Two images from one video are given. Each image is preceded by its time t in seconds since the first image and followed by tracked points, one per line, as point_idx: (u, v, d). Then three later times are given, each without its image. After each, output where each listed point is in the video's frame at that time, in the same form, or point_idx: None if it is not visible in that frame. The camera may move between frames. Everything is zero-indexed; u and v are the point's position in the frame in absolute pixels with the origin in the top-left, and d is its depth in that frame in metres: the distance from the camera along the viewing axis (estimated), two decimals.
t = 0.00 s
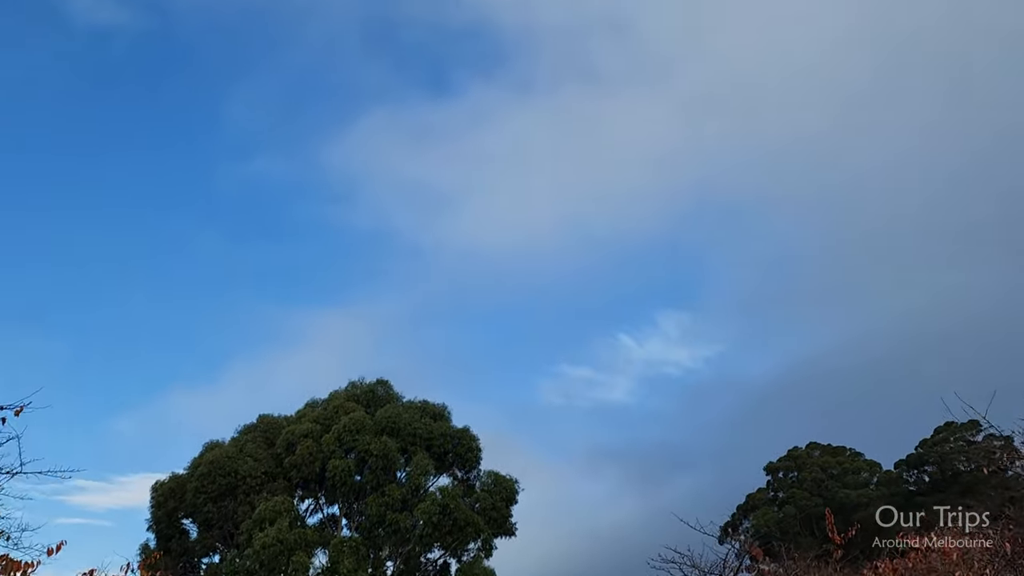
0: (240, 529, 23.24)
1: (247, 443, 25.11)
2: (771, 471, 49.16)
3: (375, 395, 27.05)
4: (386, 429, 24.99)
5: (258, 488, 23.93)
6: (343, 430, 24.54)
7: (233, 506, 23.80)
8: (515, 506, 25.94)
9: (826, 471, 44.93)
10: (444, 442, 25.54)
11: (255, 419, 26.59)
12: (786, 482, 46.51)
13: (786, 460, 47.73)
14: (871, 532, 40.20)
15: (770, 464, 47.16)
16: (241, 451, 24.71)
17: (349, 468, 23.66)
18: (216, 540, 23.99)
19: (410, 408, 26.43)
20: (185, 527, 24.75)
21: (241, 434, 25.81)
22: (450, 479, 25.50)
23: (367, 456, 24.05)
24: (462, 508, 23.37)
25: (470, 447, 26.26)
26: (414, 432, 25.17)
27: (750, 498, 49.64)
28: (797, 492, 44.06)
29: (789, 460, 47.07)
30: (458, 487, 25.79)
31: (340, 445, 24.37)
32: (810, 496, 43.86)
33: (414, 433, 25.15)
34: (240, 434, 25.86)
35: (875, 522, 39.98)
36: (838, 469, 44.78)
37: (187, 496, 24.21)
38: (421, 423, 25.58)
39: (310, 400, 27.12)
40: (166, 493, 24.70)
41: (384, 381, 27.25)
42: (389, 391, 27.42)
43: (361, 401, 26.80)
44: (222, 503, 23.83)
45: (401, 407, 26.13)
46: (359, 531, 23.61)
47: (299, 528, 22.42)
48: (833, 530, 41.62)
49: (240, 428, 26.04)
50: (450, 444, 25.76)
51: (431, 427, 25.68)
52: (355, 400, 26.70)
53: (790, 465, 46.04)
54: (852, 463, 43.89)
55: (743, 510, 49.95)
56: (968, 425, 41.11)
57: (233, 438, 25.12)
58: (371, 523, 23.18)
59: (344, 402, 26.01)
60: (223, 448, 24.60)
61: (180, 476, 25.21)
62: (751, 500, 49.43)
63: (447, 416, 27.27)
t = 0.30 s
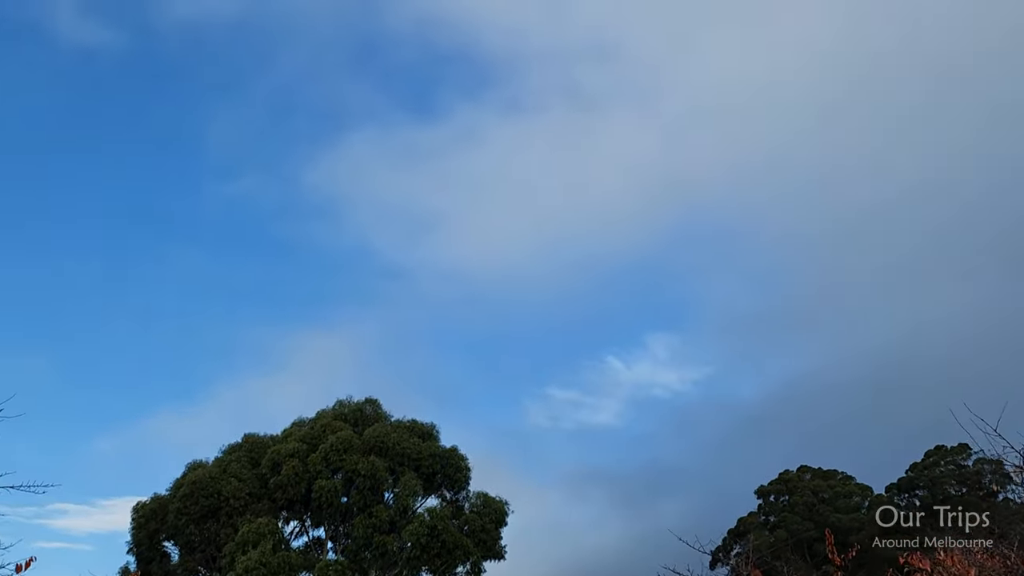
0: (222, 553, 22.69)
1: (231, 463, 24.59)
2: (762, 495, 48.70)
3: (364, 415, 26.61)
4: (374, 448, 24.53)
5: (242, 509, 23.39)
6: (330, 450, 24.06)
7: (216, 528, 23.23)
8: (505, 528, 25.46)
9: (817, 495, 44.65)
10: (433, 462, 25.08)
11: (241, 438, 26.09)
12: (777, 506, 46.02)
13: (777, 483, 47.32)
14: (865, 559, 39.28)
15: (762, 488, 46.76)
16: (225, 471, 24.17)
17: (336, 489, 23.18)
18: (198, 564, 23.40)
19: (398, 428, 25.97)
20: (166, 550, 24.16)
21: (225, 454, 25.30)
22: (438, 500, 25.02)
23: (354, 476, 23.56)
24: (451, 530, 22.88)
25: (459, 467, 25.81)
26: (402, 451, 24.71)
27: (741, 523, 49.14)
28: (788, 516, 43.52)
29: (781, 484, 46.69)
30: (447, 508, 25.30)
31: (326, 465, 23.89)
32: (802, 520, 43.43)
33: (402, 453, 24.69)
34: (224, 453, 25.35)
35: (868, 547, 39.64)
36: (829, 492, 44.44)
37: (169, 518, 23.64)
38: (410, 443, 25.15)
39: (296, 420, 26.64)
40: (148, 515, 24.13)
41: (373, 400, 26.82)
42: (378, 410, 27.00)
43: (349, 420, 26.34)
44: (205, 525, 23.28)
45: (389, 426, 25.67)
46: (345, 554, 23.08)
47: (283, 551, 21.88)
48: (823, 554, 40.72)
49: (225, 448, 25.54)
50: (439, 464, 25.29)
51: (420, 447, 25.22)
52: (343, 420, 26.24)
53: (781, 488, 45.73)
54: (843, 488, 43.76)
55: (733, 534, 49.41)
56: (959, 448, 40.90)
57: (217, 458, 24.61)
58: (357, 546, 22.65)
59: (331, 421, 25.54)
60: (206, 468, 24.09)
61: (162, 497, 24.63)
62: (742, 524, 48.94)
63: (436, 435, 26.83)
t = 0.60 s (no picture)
0: (208, 560, 22.40)
1: (219, 469, 24.34)
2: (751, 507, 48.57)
3: (353, 421, 26.41)
4: (363, 454, 24.30)
5: (229, 515, 23.12)
6: (319, 455, 23.84)
7: (203, 534, 22.94)
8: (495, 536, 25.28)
9: (806, 508, 44.55)
10: (423, 469, 24.88)
11: (228, 444, 25.84)
12: (767, 518, 45.85)
13: (766, 496, 47.24)
14: (856, 571, 38.69)
15: (751, 500, 46.66)
16: (212, 476, 23.91)
17: (324, 495, 22.96)
18: (183, 571, 23.09)
19: (387, 434, 25.76)
20: (151, 556, 23.86)
21: (213, 459, 25.05)
22: (428, 507, 24.81)
23: (343, 482, 23.32)
24: (440, 538, 22.67)
25: (449, 474, 25.63)
26: (392, 458, 24.50)
27: (729, 535, 48.99)
28: (777, 528, 43.39)
29: (770, 496, 46.59)
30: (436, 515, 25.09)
31: (315, 471, 23.66)
32: (791, 532, 43.32)
33: (392, 460, 24.49)
34: (212, 459, 25.09)
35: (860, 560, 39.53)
36: (818, 505, 44.38)
37: (155, 524, 23.33)
38: (400, 449, 24.97)
39: (285, 425, 26.40)
40: (133, 520, 23.81)
41: (362, 406, 26.62)
42: (367, 417, 26.82)
43: (338, 426, 26.12)
44: (191, 530, 23.00)
45: (378, 432, 25.45)
46: (333, 562, 22.84)
47: (270, 558, 21.62)
48: (813, 570, 40.99)
49: (212, 453, 25.28)
50: (429, 470, 25.09)
51: (410, 454, 25.02)
52: (332, 426, 26.02)
53: (771, 501, 45.65)
54: (833, 500, 43.78)
55: (722, 546, 49.24)
56: (947, 462, 41.00)
57: (205, 463, 24.35)
58: (345, 553, 22.41)
59: (320, 427, 25.31)
60: (193, 473, 23.82)
61: (147, 502, 24.32)
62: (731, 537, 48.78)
63: (425, 442, 26.64)
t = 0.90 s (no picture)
0: (194, 556, 22.12)
1: (205, 464, 24.04)
2: (739, 504, 48.57)
3: (342, 416, 26.14)
4: (352, 450, 24.04)
5: (216, 511, 22.85)
6: (307, 450, 23.57)
7: (189, 529, 22.65)
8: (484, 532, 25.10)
9: (794, 505, 44.53)
10: (413, 465, 24.67)
11: (216, 439, 25.53)
12: (755, 515, 45.87)
13: (753, 493, 47.26)
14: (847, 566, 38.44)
15: (740, 497, 46.68)
16: (199, 471, 23.61)
17: (313, 490, 22.71)
18: (170, 567, 22.80)
19: (377, 429, 25.53)
20: (137, 552, 23.57)
21: (200, 454, 24.76)
22: (418, 503, 24.61)
23: (332, 477, 23.07)
24: (430, 533, 22.47)
25: (439, 469, 25.43)
26: (381, 453, 24.28)
27: (717, 532, 49.00)
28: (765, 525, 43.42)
29: (758, 493, 46.60)
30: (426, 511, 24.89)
31: (304, 466, 23.41)
32: (779, 529, 43.33)
33: (382, 455, 24.27)
34: (199, 454, 24.79)
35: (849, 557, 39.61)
36: (805, 502, 44.41)
37: (140, 520, 23.01)
38: (390, 445, 24.75)
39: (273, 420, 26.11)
40: (118, 516, 23.47)
41: (351, 401, 26.36)
42: (356, 411, 26.57)
43: (327, 421, 25.85)
44: (178, 526, 22.71)
45: (367, 427, 25.20)
46: (321, 558, 22.61)
47: (257, 554, 21.38)
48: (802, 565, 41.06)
49: (199, 448, 24.97)
50: (419, 466, 24.88)
51: (399, 449, 24.81)
52: (321, 421, 25.74)
53: (759, 497, 45.67)
54: (820, 497, 43.78)
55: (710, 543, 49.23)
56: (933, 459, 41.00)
57: (191, 458, 24.04)
58: (334, 549, 22.17)
59: (309, 422, 25.03)
60: (180, 469, 23.53)
61: (132, 498, 23.98)
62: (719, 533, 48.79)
63: (414, 437, 26.43)
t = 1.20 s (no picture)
0: (185, 536, 21.92)
1: (196, 444, 23.83)
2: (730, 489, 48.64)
3: (335, 398, 25.93)
4: (345, 431, 23.86)
5: (207, 492, 22.67)
6: (300, 432, 23.38)
7: (179, 510, 22.45)
8: (477, 515, 25.01)
9: (785, 490, 44.50)
10: (406, 447, 24.52)
11: (206, 419, 25.29)
12: (746, 501, 45.95)
13: (744, 478, 47.32)
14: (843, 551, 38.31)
15: (731, 483, 46.73)
16: (190, 452, 23.39)
17: (305, 472, 22.53)
18: (160, 548, 22.62)
19: (370, 411, 25.34)
20: (126, 532, 23.38)
21: (191, 435, 24.53)
22: (410, 485, 24.48)
23: (325, 459, 22.90)
24: (422, 515, 22.36)
25: (432, 452, 25.30)
26: (374, 435, 24.12)
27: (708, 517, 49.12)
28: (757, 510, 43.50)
29: (749, 479, 46.65)
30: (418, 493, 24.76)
31: (296, 447, 23.23)
32: (769, 515, 43.41)
33: (374, 437, 24.10)
34: (190, 435, 24.55)
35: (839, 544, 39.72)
36: (796, 488, 44.46)
37: (130, 500, 22.80)
38: (383, 426, 24.59)
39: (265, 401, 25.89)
40: (107, 496, 23.24)
41: (344, 382, 26.15)
42: (349, 393, 26.37)
43: (319, 403, 25.65)
44: (168, 506, 22.51)
45: (360, 409, 25.02)
46: (313, 539, 22.46)
47: (249, 535, 21.23)
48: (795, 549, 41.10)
49: (190, 429, 24.74)
50: (412, 448, 24.73)
51: (392, 431, 24.62)
52: (313, 402, 25.54)
53: (750, 483, 45.72)
54: (810, 483, 43.83)
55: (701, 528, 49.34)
56: (922, 446, 41.06)
57: (182, 439, 23.82)
58: (326, 531, 22.03)
59: (301, 403, 24.82)
60: (170, 449, 23.32)
61: (122, 478, 23.75)
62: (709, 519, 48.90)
63: (407, 419, 26.27)
